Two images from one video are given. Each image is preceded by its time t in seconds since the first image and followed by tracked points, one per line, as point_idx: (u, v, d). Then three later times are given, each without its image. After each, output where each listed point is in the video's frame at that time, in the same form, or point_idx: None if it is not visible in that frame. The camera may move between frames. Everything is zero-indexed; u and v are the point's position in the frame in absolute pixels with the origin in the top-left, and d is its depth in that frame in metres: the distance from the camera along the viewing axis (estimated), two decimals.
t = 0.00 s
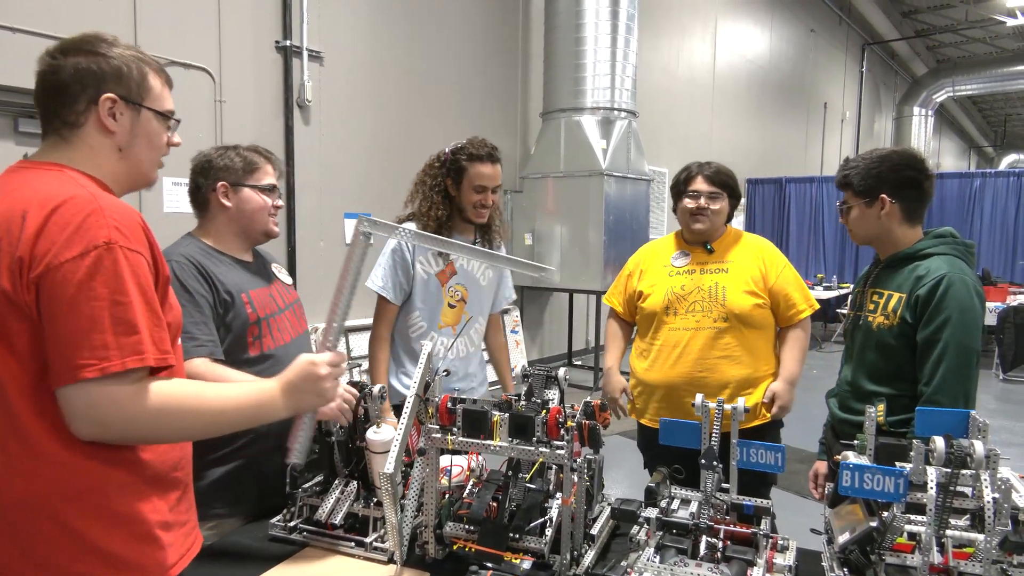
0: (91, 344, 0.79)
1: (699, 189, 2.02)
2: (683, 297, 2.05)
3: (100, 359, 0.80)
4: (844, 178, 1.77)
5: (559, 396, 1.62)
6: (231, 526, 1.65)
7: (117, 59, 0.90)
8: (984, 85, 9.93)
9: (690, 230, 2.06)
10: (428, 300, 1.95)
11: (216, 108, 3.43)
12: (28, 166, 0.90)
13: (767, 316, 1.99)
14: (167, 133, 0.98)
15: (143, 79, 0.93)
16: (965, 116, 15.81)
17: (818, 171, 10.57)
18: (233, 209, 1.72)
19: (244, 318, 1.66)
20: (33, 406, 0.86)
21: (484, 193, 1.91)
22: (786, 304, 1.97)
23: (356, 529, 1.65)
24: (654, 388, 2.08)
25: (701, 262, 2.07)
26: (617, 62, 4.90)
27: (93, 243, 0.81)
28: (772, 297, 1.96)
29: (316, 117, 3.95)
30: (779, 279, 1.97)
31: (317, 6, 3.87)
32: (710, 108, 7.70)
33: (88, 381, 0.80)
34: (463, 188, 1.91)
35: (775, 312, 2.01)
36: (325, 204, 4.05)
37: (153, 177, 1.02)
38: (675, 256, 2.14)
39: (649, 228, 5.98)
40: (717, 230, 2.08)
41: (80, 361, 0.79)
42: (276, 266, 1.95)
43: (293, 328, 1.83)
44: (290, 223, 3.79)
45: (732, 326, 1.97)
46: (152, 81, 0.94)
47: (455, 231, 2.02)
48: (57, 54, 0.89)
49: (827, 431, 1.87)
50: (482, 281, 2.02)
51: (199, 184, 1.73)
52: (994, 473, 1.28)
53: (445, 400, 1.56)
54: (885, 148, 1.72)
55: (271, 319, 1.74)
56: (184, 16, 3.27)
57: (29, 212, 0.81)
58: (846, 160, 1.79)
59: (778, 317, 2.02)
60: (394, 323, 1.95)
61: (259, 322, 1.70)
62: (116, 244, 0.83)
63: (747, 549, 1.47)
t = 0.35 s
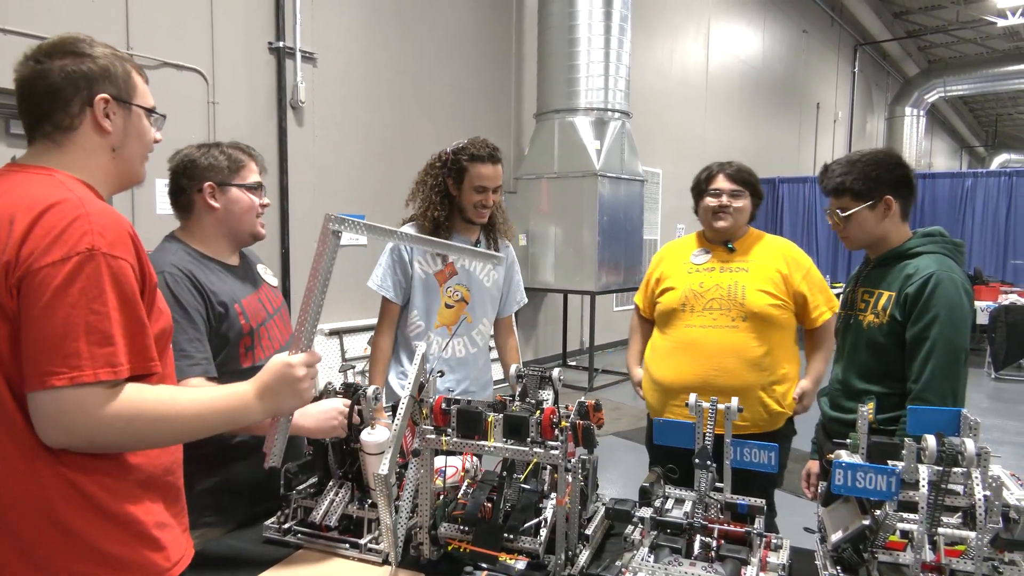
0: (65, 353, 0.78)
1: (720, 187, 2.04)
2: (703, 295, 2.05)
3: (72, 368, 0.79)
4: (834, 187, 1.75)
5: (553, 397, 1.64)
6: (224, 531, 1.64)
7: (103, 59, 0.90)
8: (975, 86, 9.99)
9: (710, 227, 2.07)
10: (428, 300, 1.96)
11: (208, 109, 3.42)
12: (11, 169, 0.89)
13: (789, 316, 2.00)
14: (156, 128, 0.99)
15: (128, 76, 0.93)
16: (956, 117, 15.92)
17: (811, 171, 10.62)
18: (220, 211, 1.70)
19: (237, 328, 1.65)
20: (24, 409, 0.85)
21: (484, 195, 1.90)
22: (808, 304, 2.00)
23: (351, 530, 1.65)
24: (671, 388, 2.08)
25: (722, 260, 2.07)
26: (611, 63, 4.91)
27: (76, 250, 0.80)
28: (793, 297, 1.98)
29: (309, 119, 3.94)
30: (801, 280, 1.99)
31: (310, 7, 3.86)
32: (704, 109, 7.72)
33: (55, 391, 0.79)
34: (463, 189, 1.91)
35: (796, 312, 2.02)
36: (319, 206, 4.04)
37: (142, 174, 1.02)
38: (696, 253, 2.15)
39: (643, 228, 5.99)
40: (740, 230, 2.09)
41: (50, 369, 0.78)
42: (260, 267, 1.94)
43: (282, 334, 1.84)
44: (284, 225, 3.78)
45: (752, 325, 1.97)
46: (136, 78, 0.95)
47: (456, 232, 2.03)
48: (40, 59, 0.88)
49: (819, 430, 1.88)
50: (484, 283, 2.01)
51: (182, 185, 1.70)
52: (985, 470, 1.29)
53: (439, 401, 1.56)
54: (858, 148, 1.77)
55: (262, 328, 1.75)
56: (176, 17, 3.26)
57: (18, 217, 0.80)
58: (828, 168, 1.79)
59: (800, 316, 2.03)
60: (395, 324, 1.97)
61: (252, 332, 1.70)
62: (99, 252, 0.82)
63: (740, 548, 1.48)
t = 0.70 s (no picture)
0: (99, 364, 0.77)
1: (747, 194, 2.03)
2: (737, 303, 2.05)
3: (106, 379, 0.78)
4: (864, 206, 1.65)
5: (552, 399, 1.65)
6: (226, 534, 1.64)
7: (108, 58, 0.89)
8: (972, 88, 10.02)
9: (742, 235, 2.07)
10: (427, 308, 1.94)
11: (207, 113, 3.42)
12: (31, 176, 0.87)
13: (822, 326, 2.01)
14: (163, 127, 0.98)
15: (134, 74, 0.92)
16: (954, 119, 15.97)
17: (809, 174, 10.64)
18: (219, 216, 1.71)
19: (244, 334, 1.66)
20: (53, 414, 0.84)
21: (481, 200, 1.89)
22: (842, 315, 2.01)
23: (349, 534, 1.65)
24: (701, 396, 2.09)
25: (756, 269, 2.07)
26: (609, 66, 4.92)
27: (103, 259, 0.79)
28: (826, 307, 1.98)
29: (308, 121, 3.94)
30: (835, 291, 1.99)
31: (309, 10, 3.87)
32: (702, 111, 7.74)
33: (91, 402, 0.78)
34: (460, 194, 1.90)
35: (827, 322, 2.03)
36: (318, 209, 4.04)
37: (151, 174, 1.02)
38: (729, 259, 2.15)
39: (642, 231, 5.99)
40: (774, 237, 2.08)
41: (87, 381, 0.77)
42: (258, 270, 1.94)
43: (283, 335, 1.85)
44: (283, 228, 3.79)
45: (786, 335, 1.98)
46: (141, 76, 0.94)
47: (455, 238, 2.02)
48: (45, 59, 0.87)
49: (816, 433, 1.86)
50: (483, 289, 2.01)
51: (179, 190, 1.70)
52: (983, 472, 1.30)
53: (439, 404, 1.56)
54: (851, 161, 1.71)
55: (266, 332, 1.75)
56: (175, 21, 3.26)
57: (41, 226, 0.79)
58: (846, 188, 1.67)
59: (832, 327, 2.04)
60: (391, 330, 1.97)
61: (258, 337, 1.71)
62: (127, 261, 0.81)
63: (739, 550, 1.48)
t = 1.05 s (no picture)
0: (140, 365, 0.78)
1: (741, 195, 2.05)
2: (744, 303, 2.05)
3: (147, 379, 0.78)
4: (884, 207, 1.59)
5: (553, 397, 1.66)
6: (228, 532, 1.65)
7: (136, 55, 0.88)
8: (973, 87, 10.01)
9: (740, 237, 2.09)
10: (418, 307, 1.96)
11: (208, 112, 3.43)
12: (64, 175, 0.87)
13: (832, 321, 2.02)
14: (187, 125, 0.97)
15: (161, 72, 0.91)
16: (954, 118, 15.95)
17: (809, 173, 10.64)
18: (223, 216, 1.72)
19: (248, 330, 1.66)
20: (90, 413, 0.84)
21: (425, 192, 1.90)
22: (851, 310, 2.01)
23: (351, 532, 1.65)
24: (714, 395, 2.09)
25: (762, 268, 2.07)
26: (609, 65, 4.92)
27: (143, 259, 0.79)
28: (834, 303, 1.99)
29: (308, 121, 3.95)
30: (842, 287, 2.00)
31: (309, 9, 3.88)
32: (702, 110, 7.73)
33: (133, 402, 0.78)
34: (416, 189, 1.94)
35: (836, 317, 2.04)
36: (319, 208, 4.05)
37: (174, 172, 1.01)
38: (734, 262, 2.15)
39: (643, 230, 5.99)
40: (776, 235, 2.09)
41: (129, 381, 0.77)
42: (262, 269, 1.95)
43: (289, 334, 1.86)
44: (284, 227, 3.79)
45: (796, 332, 1.99)
46: (168, 74, 0.93)
47: (438, 234, 2.04)
48: (73, 55, 0.86)
49: (812, 431, 1.84)
50: (477, 286, 2.01)
51: (184, 190, 1.71)
52: (983, 470, 1.30)
53: (439, 403, 1.57)
54: (863, 164, 1.64)
55: (270, 329, 1.75)
56: (176, 20, 3.27)
57: (79, 225, 0.79)
58: (867, 190, 1.59)
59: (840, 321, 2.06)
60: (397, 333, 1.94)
61: (261, 334, 1.71)
62: (166, 261, 0.82)
63: (740, 548, 1.48)
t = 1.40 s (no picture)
0: (176, 376, 0.76)
1: (732, 198, 2.06)
2: (745, 307, 2.06)
3: (181, 390, 0.77)
4: (892, 209, 1.59)
5: (552, 398, 1.66)
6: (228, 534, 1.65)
7: (159, 56, 0.86)
8: (971, 88, 10.04)
9: (731, 239, 2.09)
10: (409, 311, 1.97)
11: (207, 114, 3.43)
12: (93, 178, 0.85)
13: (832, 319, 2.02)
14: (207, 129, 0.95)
15: (184, 73, 0.89)
16: (952, 118, 15.99)
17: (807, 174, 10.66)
18: (228, 218, 1.72)
19: (248, 330, 1.67)
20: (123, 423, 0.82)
21: (429, 197, 1.90)
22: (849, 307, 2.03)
23: (350, 535, 1.65)
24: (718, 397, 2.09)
25: (759, 270, 2.08)
26: (608, 67, 4.93)
27: (180, 269, 0.78)
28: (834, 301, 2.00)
29: (307, 123, 3.95)
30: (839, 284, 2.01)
31: (308, 12, 3.88)
32: (700, 111, 7.75)
33: (168, 413, 0.77)
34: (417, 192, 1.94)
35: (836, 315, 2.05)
36: (318, 210, 4.05)
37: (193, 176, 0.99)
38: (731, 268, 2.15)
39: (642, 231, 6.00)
40: (768, 236, 2.08)
41: (166, 392, 0.76)
42: (268, 272, 1.94)
43: (293, 336, 1.86)
44: (282, 229, 3.80)
45: (799, 332, 2.00)
46: (190, 75, 0.91)
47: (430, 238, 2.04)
48: (96, 54, 0.84)
49: (813, 431, 1.84)
50: (472, 290, 1.99)
51: (190, 191, 1.72)
52: (982, 470, 1.30)
53: (439, 404, 1.57)
54: (869, 167, 1.65)
55: (271, 330, 1.75)
56: (175, 23, 3.27)
57: (114, 232, 0.77)
58: (875, 192, 1.60)
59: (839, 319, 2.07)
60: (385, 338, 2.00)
61: (261, 334, 1.71)
62: (201, 271, 0.80)
63: (739, 549, 1.49)
